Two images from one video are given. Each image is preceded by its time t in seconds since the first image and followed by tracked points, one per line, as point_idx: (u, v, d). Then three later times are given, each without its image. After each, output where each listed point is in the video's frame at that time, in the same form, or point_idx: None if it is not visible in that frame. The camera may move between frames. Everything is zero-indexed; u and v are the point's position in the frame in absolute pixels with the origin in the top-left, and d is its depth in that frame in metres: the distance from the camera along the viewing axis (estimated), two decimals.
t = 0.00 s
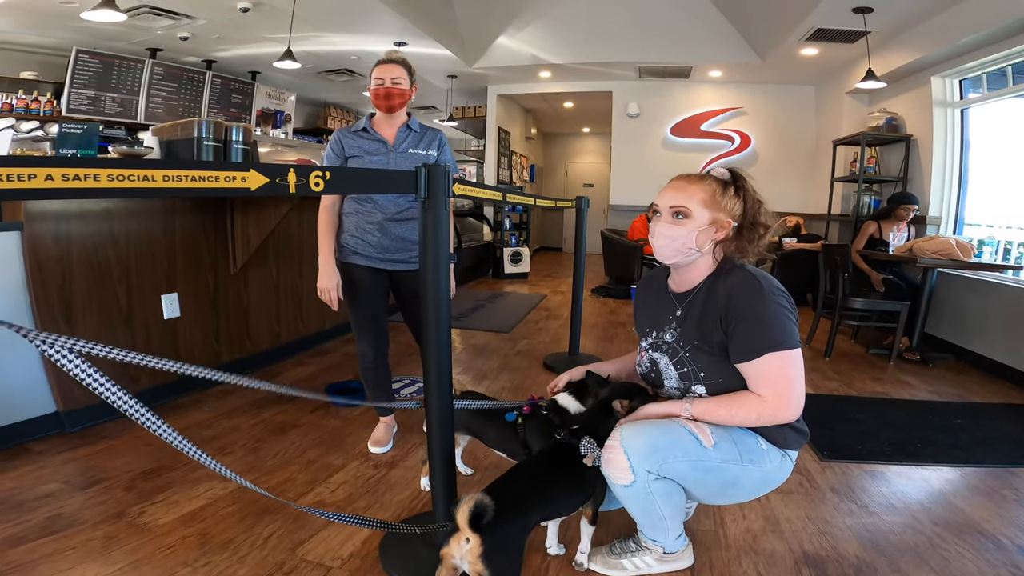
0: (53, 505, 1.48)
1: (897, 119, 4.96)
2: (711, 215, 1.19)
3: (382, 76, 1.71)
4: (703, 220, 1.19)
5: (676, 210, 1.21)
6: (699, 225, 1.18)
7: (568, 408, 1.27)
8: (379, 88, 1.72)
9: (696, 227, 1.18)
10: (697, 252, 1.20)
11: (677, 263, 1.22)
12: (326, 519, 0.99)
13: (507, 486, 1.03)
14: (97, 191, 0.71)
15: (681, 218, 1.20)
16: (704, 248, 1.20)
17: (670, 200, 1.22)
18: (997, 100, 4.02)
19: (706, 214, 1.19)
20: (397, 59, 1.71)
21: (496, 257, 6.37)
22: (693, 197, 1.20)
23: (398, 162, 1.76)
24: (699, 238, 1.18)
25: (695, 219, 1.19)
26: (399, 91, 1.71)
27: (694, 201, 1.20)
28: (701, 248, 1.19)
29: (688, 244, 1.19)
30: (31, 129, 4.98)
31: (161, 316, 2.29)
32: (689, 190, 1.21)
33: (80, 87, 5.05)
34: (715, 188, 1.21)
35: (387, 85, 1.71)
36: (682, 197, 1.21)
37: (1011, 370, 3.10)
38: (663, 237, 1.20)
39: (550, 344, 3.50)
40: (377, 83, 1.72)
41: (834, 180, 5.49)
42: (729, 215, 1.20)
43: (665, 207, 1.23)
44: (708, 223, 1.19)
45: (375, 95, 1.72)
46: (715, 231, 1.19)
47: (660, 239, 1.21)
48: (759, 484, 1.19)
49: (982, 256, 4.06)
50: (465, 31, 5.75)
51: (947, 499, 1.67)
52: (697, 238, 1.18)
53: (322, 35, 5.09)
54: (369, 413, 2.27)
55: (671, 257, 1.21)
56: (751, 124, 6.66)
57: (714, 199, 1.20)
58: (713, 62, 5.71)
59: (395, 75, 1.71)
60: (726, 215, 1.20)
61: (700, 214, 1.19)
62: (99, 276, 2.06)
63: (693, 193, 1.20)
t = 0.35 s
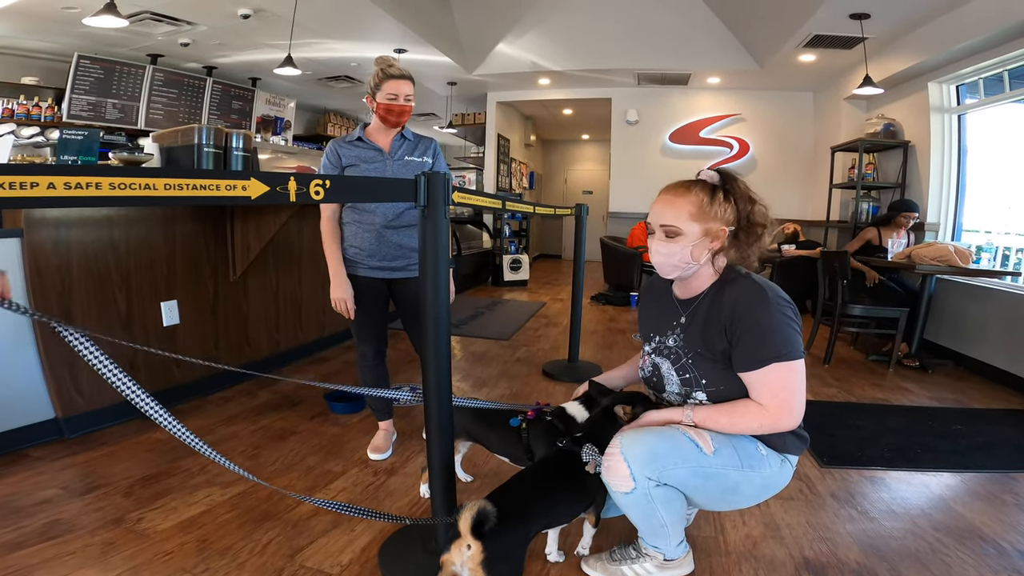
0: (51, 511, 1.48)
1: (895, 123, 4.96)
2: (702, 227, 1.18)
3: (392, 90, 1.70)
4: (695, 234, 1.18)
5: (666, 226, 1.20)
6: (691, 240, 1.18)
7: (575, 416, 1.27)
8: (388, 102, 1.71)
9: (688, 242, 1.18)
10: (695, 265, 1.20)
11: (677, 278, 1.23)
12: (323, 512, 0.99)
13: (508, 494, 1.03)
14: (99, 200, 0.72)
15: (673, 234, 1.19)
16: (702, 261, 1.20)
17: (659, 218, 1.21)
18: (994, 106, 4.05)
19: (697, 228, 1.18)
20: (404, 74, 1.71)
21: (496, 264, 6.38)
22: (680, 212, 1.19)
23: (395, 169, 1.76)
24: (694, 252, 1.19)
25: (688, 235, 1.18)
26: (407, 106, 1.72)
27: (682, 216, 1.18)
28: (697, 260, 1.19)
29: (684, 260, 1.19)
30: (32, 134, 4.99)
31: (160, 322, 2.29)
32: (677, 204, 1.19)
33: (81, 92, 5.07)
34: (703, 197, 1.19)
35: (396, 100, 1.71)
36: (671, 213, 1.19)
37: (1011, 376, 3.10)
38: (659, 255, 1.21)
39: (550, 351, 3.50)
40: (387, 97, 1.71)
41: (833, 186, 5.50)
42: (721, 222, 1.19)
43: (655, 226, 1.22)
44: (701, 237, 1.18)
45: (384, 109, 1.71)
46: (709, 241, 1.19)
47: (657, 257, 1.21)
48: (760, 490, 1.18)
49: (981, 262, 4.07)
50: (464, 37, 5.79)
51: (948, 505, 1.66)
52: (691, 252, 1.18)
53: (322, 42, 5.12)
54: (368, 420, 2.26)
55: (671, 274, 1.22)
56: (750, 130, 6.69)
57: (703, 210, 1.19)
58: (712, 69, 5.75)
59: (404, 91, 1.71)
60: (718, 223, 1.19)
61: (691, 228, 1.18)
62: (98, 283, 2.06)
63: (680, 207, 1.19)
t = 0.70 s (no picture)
0: (51, 512, 1.48)
1: (894, 124, 4.96)
2: (690, 239, 1.15)
3: (396, 98, 1.70)
4: (683, 246, 1.15)
5: (653, 242, 1.17)
6: (681, 253, 1.16)
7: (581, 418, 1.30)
8: (388, 110, 1.71)
9: (678, 255, 1.16)
10: (689, 276, 1.18)
11: (673, 288, 1.22)
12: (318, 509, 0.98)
13: (511, 494, 1.03)
14: (102, 199, 0.72)
15: (661, 249, 1.16)
16: (695, 272, 1.18)
17: (646, 233, 1.18)
18: (992, 107, 4.05)
19: (684, 240, 1.15)
20: (404, 82, 1.71)
21: (495, 266, 6.38)
22: (665, 226, 1.15)
23: (390, 173, 1.77)
24: (685, 264, 1.17)
25: (677, 249, 1.15)
26: (406, 115, 1.73)
27: (667, 230, 1.15)
28: (689, 271, 1.18)
29: (677, 273, 1.18)
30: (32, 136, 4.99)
31: (161, 324, 2.30)
32: (660, 219, 1.16)
33: (81, 94, 5.07)
34: (688, 207, 1.15)
35: (396, 109, 1.71)
36: (656, 228, 1.16)
37: (1010, 377, 3.10)
38: (653, 271, 1.20)
39: (549, 352, 3.50)
40: (386, 104, 1.70)
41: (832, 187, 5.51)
42: (708, 230, 1.16)
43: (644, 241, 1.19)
44: (690, 248, 1.16)
45: (382, 116, 1.71)
46: (699, 252, 1.16)
47: (650, 273, 1.20)
48: (760, 489, 1.18)
49: (980, 263, 4.07)
50: (463, 38, 5.79)
51: (949, 505, 1.66)
52: (682, 265, 1.17)
53: (322, 44, 5.13)
54: (368, 421, 2.26)
55: (666, 285, 1.22)
56: (749, 132, 6.70)
57: (688, 220, 1.15)
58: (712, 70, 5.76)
59: (404, 99, 1.71)
60: (706, 231, 1.16)
61: (679, 241, 1.15)
62: (98, 285, 2.07)
63: (665, 221, 1.15)
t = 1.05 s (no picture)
0: (56, 509, 1.48)
1: (898, 124, 4.93)
2: (714, 222, 1.20)
3: (400, 99, 1.69)
4: (705, 227, 1.19)
5: (679, 215, 1.22)
6: (701, 232, 1.19)
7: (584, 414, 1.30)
8: (394, 111, 1.70)
9: (698, 233, 1.19)
10: (700, 260, 1.21)
11: (681, 272, 1.24)
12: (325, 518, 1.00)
13: (516, 492, 1.04)
14: (115, 194, 0.72)
15: (684, 223, 1.21)
16: (707, 257, 1.21)
17: (674, 206, 1.23)
18: (996, 106, 4.04)
19: (709, 222, 1.20)
20: (410, 83, 1.70)
21: (498, 265, 6.39)
22: (697, 203, 1.21)
23: (394, 171, 1.77)
24: (700, 245, 1.20)
25: (699, 226, 1.20)
26: (409, 116, 1.72)
27: (698, 206, 1.21)
28: (702, 255, 1.20)
29: (691, 251, 1.20)
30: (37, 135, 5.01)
31: (165, 322, 2.30)
32: (694, 196, 1.22)
33: (85, 93, 5.08)
34: (722, 195, 1.21)
35: (400, 110, 1.70)
36: (686, 202, 1.22)
37: (1014, 376, 3.10)
38: (666, 243, 1.22)
39: (552, 351, 3.50)
40: (391, 104, 1.70)
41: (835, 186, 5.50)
42: (734, 222, 1.20)
43: (668, 212, 1.24)
44: (711, 230, 1.20)
45: (387, 116, 1.71)
46: (718, 238, 1.20)
47: (663, 244, 1.23)
48: (764, 487, 1.19)
49: (984, 262, 4.06)
50: (466, 37, 5.79)
51: (952, 504, 1.66)
52: (698, 245, 1.20)
53: (325, 43, 5.14)
54: (371, 419, 2.27)
55: (675, 266, 1.23)
56: (752, 131, 6.69)
57: (719, 206, 1.21)
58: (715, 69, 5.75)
59: (409, 100, 1.70)
60: (731, 223, 1.20)
61: (703, 220, 1.20)
62: (104, 282, 2.07)
63: (698, 199, 1.21)
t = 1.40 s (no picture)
0: (59, 505, 1.49)
1: (899, 121, 4.92)
2: (713, 217, 1.19)
3: (411, 93, 1.70)
4: (705, 223, 1.19)
5: (678, 211, 1.21)
6: (701, 227, 1.19)
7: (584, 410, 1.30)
8: (404, 104, 1.71)
9: (698, 228, 1.19)
10: (700, 255, 1.20)
11: (682, 267, 1.23)
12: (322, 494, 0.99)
13: (517, 487, 1.04)
14: (118, 188, 0.72)
15: (683, 218, 1.20)
16: (707, 252, 1.20)
17: (673, 202, 1.23)
18: (998, 103, 4.02)
19: (708, 217, 1.19)
20: (420, 77, 1.71)
21: (499, 261, 6.39)
22: (694, 198, 1.20)
23: (404, 165, 1.79)
24: (699, 241, 1.19)
25: (698, 221, 1.19)
26: (420, 109, 1.73)
27: (696, 201, 1.20)
28: (702, 250, 1.20)
29: (690, 247, 1.20)
30: (39, 133, 5.02)
31: (167, 319, 2.31)
32: (692, 192, 1.21)
33: (86, 91, 5.08)
34: (720, 190, 1.21)
35: (411, 103, 1.71)
36: (685, 198, 1.21)
37: (1015, 373, 3.10)
38: (665, 239, 1.21)
39: (553, 347, 3.51)
40: (401, 99, 1.70)
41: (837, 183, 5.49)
42: (732, 216, 1.20)
43: (667, 209, 1.23)
44: (711, 226, 1.19)
45: (397, 110, 1.72)
46: (717, 233, 1.20)
47: (663, 241, 1.22)
48: (764, 481, 1.19)
49: (985, 259, 4.05)
50: (467, 35, 5.77)
51: (953, 500, 1.66)
52: (698, 240, 1.19)
53: (325, 41, 5.13)
54: (372, 415, 2.27)
55: (676, 263, 1.22)
56: (753, 128, 6.67)
57: (717, 201, 1.21)
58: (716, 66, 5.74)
59: (419, 94, 1.71)
60: (729, 218, 1.20)
61: (702, 215, 1.19)
62: (106, 279, 2.08)
63: (696, 194, 1.21)
